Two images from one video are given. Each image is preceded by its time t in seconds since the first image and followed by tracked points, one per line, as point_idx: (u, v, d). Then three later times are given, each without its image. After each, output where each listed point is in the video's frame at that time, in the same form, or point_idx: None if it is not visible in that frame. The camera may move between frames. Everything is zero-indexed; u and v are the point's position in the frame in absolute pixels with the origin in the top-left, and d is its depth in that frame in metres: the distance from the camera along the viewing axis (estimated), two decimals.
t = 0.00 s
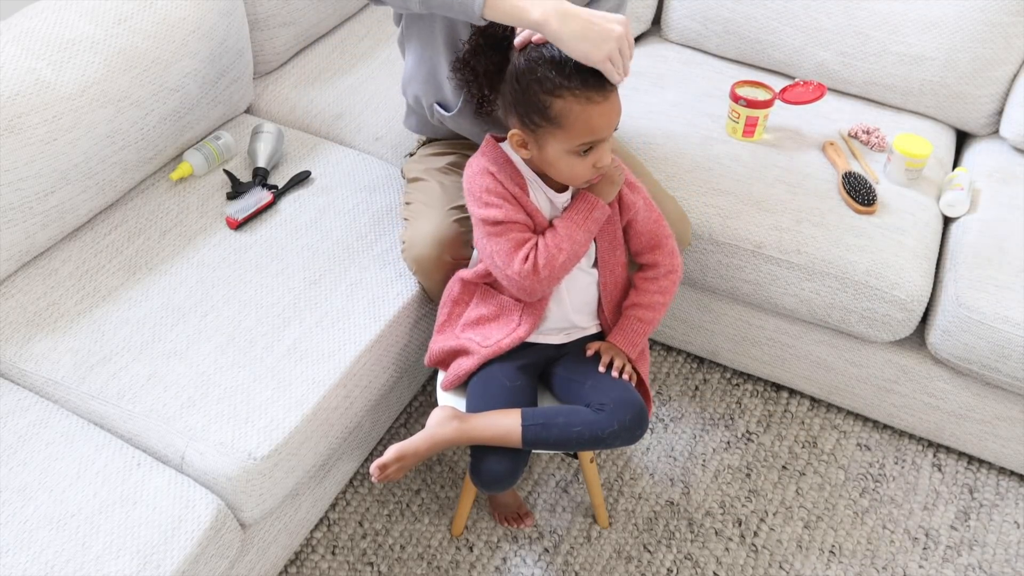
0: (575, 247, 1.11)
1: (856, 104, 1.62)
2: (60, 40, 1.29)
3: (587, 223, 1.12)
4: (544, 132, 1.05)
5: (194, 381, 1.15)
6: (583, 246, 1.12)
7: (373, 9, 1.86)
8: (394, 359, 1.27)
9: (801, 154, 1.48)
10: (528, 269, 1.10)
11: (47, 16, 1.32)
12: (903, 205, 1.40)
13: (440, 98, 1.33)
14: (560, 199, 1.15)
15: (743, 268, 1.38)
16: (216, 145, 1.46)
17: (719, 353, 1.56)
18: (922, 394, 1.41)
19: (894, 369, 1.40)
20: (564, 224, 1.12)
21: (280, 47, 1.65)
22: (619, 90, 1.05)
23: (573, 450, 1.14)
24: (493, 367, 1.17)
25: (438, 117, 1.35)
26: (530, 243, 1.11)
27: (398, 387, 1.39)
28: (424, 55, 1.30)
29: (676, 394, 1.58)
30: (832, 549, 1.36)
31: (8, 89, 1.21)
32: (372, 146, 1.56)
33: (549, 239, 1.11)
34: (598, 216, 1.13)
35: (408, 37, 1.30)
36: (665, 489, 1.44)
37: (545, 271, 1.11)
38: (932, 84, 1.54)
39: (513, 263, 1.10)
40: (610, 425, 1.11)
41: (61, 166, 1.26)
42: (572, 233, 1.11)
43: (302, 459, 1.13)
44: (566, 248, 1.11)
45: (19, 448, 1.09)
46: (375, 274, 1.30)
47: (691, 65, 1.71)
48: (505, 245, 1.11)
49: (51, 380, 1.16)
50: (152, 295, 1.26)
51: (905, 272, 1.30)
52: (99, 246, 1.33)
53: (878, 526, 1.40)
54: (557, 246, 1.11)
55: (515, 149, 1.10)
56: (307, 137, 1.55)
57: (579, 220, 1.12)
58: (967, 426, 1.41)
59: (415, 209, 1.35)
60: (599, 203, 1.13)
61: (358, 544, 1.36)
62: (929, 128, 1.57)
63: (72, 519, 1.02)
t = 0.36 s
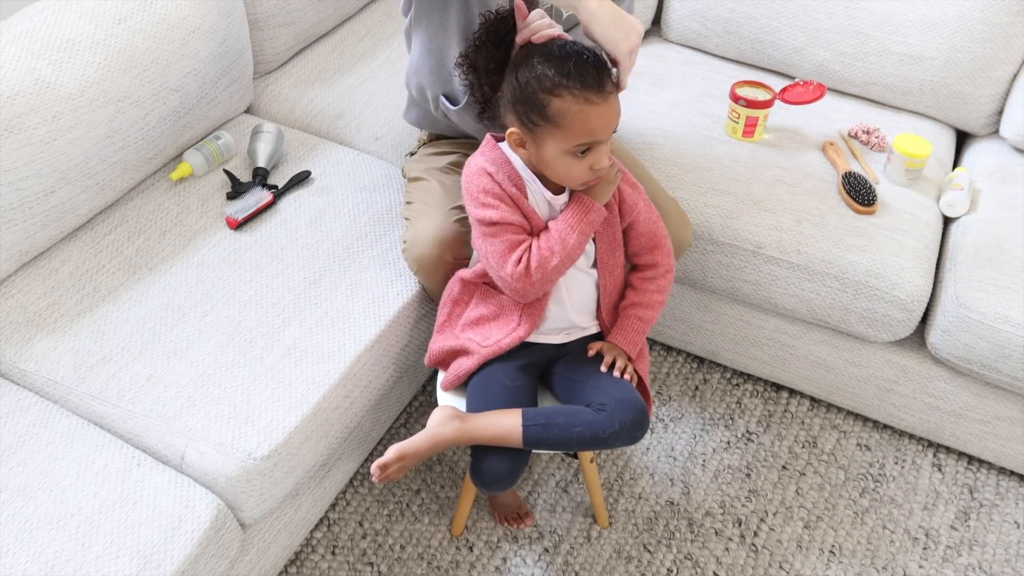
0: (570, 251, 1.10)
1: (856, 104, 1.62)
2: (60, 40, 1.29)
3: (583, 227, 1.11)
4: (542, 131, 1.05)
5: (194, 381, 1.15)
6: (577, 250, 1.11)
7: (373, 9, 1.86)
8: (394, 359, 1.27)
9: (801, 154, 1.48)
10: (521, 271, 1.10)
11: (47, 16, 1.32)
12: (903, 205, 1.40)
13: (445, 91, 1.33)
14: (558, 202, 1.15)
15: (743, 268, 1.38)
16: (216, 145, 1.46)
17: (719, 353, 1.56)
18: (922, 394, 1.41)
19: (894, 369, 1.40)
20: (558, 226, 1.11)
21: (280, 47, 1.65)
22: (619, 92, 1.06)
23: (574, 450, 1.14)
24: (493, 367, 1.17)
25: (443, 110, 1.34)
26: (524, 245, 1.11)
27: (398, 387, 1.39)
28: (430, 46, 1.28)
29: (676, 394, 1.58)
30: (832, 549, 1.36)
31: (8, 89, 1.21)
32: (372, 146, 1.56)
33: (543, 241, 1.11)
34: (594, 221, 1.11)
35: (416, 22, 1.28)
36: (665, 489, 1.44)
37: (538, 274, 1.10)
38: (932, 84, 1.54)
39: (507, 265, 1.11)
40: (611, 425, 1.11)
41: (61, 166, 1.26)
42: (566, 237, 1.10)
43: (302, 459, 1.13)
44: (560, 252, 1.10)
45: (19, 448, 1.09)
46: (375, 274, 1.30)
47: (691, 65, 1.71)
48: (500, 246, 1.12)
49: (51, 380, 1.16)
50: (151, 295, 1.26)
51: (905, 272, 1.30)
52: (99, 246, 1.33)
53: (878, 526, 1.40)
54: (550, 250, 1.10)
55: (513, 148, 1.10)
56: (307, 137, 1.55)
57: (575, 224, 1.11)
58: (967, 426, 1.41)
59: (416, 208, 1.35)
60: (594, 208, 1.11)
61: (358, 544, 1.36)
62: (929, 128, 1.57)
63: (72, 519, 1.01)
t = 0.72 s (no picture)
0: (569, 253, 1.10)
1: (856, 104, 1.62)
2: (59, 40, 1.29)
3: (582, 229, 1.11)
4: (538, 130, 1.05)
5: (194, 381, 1.15)
6: (576, 252, 1.11)
7: (373, 8, 1.86)
8: (394, 359, 1.27)
9: (801, 154, 1.48)
10: (521, 274, 1.10)
11: (47, 16, 1.32)
12: (903, 205, 1.40)
13: (447, 85, 1.33)
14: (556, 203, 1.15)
15: (743, 268, 1.38)
16: (216, 145, 1.46)
17: (719, 353, 1.56)
18: (922, 394, 1.41)
19: (894, 369, 1.40)
20: (556, 228, 1.11)
21: (280, 47, 1.65)
22: (618, 95, 1.05)
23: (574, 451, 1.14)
24: (493, 367, 1.17)
25: (445, 103, 1.34)
26: (523, 248, 1.12)
27: (398, 387, 1.39)
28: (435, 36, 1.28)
29: (676, 394, 1.58)
30: (832, 549, 1.36)
31: (8, 89, 1.21)
32: (372, 146, 1.56)
33: (543, 244, 1.11)
34: (593, 222, 1.11)
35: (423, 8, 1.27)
36: (665, 489, 1.44)
37: (538, 276, 1.10)
38: (932, 84, 1.54)
39: (507, 268, 1.11)
40: (611, 425, 1.11)
41: (61, 166, 1.26)
42: (565, 239, 1.10)
43: (302, 459, 1.13)
44: (559, 254, 1.10)
45: (19, 448, 1.09)
46: (375, 274, 1.30)
47: (691, 65, 1.71)
48: (500, 249, 1.12)
49: (51, 380, 1.16)
50: (152, 295, 1.26)
51: (905, 272, 1.30)
52: (99, 246, 1.33)
53: (878, 527, 1.40)
54: (550, 252, 1.10)
55: (511, 147, 1.10)
56: (307, 137, 1.55)
57: (574, 226, 1.10)
58: (967, 426, 1.41)
59: (416, 208, 1.35)
60: (593, 208, 1.11)
61: (358, 543, 1.36)
62: (929, 128, 1.58)
63: (71, 519, 1.01)
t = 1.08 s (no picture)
0: (562, 258, 1.10)
1: (856, 104, 1.62)
2: (59, 40, 1.29)
3: (576, 235, 1.10)
4: (540, 130, 1.05)
5: (194, 381, 1.15)
6: (569, 258, 1.11)
7: (373, 8, 1.86)
8: (394, 359, 1.27)
9: (801, 154, 1.48)
10: (512, 278, 1.11)
11: (47, 16, 1.32)
12: (903, 205, 1.40)
13: (452, 82, 1.32)
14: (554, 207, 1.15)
15: (743, 268, 1.38)
16: (216, 145, 1.46)
17: (719, 353, 1.56)
18: (922, 395, 1.41)
19: (894, 369, 1.40)
20: (552, 233, 1.11)
21: (280, 47, 1.65)
22: (622, 97, 1.05)
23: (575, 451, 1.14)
24: (493, 367, 1.17)
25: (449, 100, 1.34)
26: (518, 252, 1.12)
27: (398, 387, 1.39)
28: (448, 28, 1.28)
29: (676, 394, 1.58)
30: (832, 549, 1.36)
31: (8, 89, 1.21)
32: (372, 146, 1.56)
33: (537, 249, 1.11)
34: (588, 228, 1.11)
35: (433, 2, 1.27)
36: (665, 489, 1.44)
37: (530, 281, 1.11)
38: (932, 84, 1.54)
39: (499, 271, 1.11)
40: (612, 426, 1.11)
41: (61, 166, 1.26)
42: (559, 244, 1.10)
43: (302, 459, 1.13)
44: (552, 259, 1.10)
45: (19, 448, 1.09)
46: (375, 274, 1.30)
47: (691, 65, 1.71)
48: (494, 252, 1.12)
49: (51, 380, 1.16)
50: (152, 295, 1.26)
51: (905, 272, 1.30)
52: (99, 246, 1.33)
53: (878, 527, 1.40)
54: (542, 257, 1.10)
55: (514, 146, 1.11)
56: (307, 137, 1.55)
57: (568, 231, 1.10)
58: (967, 426, 1.41)
59: (417, 208, 1.35)
60: (588, 215, 1.11)
61: (358, 544, 1.36)
62: (929, 128, 1.58)
63: (71, 519, 1.01)
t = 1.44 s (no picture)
0: (563, 256, 1.10)
1: (856, 104, 1.62)
2: (59, 40, 1.29)
3: (576, 232, 1.10)
4: (537, 131, 1.05)
5: (194, 381, 1.15)
6: (569, 255, 1.10)
7: (373, 8, 1.86)
8: (394, 359, 1.27)
9: (801, 154, 1.48)
10: (513, 279, 1.10)
11: (47, 16, 1.32)
12: (903, 205, 1.40)
13: (447, 93, 1.33)
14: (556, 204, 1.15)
15: (743, 268, 1.38)
16: (216, 145, 1.46)
17: (719, 353, 1.56)
18: (922, 395, 1.41)
19: (894, 369, 1.40)
20: (551, 231, 1.11)
21: (280, 47, 1.65)
22: (620, 100, 1.05)
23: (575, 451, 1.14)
24: (493, 367, 1.17)
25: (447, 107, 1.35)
26: (518, 253, 1.11)
27: (399, 387, 1.39)
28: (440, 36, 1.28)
29: (676, 394, 1.58)
30: (832, 549, 1.36)
31: (8, 89, 1.21)
32: (372, 146, 1.56)
33: (536, 248, 1.11)
34: (586, 225, 1.11)
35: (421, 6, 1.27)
36: (664, 489, 1.44)
37: (531, 281, 1.10)
38: (932, 84, 1.54)
39: (500, 273, 1.11)
40: (613, 426, 1.11)
41: (61, 166, 1.26)
42: (558, 242, 1.10)
43: (302, 459, 1.13)
44: (553, 258, 1.10)
45: (19, 448, 1.09)
46: (375, 274, 1.30)
47: (691, 66, 1.71)
48: (494, 253, 1.12)
49: (51, 380, 1.16)
50: (152, 295, 1.26)
51: (905, 272, 1.30)
52: (99, 245, 1.33)
53: (878, 527, 1.40)
54: (542, 256, 1.10)
55: (511, 147, 1.11)
56: (307, 137, 1.55)
57: (568, 228, 1.10)
58: (967, 426, 1.41)
59: (417, 209, 1.35)
60: (587, 212, 1.11)
61: (358, 543, 1.36)
62: (929, 128, 1.58)
63: (72, 519, 1.01)
